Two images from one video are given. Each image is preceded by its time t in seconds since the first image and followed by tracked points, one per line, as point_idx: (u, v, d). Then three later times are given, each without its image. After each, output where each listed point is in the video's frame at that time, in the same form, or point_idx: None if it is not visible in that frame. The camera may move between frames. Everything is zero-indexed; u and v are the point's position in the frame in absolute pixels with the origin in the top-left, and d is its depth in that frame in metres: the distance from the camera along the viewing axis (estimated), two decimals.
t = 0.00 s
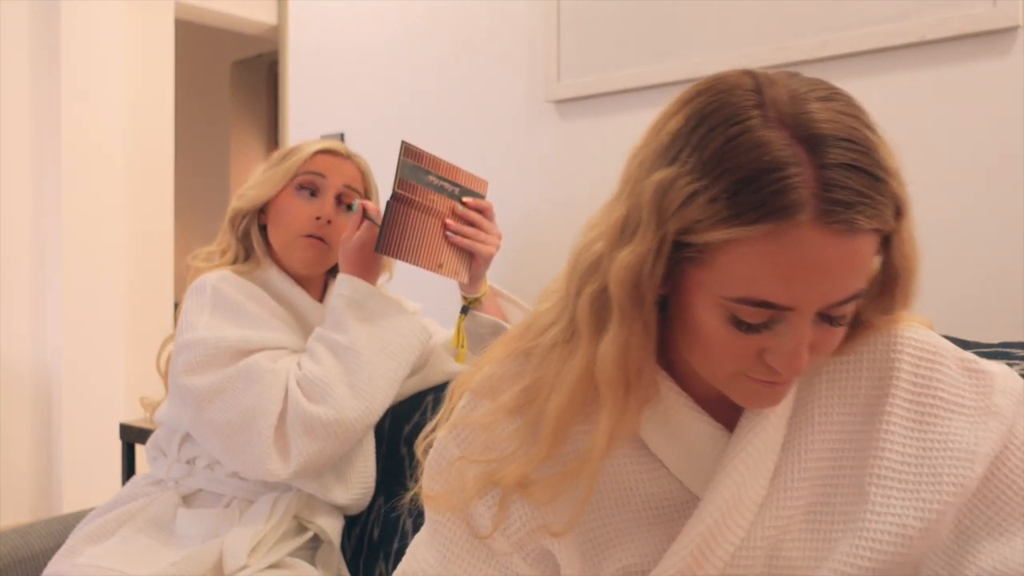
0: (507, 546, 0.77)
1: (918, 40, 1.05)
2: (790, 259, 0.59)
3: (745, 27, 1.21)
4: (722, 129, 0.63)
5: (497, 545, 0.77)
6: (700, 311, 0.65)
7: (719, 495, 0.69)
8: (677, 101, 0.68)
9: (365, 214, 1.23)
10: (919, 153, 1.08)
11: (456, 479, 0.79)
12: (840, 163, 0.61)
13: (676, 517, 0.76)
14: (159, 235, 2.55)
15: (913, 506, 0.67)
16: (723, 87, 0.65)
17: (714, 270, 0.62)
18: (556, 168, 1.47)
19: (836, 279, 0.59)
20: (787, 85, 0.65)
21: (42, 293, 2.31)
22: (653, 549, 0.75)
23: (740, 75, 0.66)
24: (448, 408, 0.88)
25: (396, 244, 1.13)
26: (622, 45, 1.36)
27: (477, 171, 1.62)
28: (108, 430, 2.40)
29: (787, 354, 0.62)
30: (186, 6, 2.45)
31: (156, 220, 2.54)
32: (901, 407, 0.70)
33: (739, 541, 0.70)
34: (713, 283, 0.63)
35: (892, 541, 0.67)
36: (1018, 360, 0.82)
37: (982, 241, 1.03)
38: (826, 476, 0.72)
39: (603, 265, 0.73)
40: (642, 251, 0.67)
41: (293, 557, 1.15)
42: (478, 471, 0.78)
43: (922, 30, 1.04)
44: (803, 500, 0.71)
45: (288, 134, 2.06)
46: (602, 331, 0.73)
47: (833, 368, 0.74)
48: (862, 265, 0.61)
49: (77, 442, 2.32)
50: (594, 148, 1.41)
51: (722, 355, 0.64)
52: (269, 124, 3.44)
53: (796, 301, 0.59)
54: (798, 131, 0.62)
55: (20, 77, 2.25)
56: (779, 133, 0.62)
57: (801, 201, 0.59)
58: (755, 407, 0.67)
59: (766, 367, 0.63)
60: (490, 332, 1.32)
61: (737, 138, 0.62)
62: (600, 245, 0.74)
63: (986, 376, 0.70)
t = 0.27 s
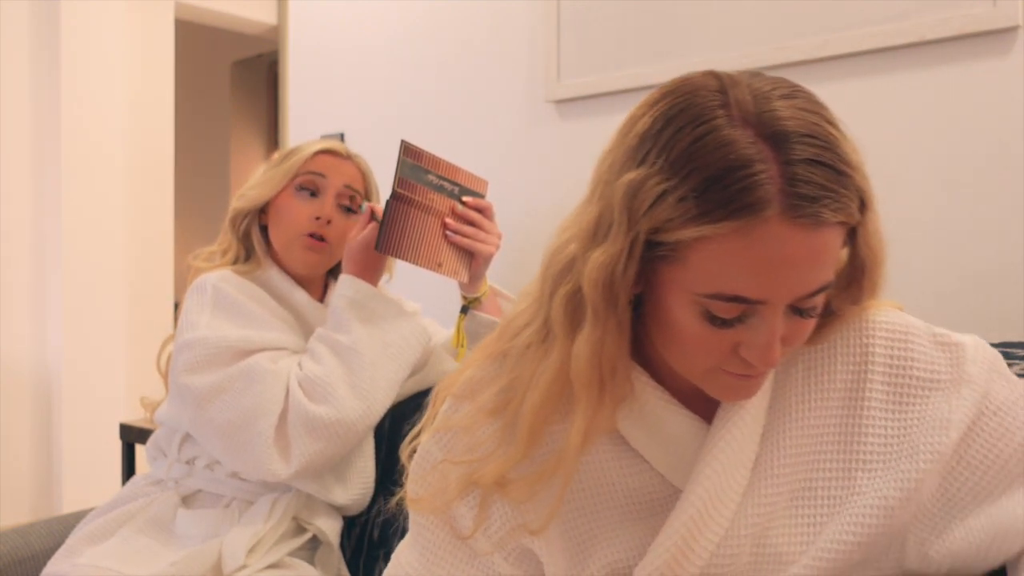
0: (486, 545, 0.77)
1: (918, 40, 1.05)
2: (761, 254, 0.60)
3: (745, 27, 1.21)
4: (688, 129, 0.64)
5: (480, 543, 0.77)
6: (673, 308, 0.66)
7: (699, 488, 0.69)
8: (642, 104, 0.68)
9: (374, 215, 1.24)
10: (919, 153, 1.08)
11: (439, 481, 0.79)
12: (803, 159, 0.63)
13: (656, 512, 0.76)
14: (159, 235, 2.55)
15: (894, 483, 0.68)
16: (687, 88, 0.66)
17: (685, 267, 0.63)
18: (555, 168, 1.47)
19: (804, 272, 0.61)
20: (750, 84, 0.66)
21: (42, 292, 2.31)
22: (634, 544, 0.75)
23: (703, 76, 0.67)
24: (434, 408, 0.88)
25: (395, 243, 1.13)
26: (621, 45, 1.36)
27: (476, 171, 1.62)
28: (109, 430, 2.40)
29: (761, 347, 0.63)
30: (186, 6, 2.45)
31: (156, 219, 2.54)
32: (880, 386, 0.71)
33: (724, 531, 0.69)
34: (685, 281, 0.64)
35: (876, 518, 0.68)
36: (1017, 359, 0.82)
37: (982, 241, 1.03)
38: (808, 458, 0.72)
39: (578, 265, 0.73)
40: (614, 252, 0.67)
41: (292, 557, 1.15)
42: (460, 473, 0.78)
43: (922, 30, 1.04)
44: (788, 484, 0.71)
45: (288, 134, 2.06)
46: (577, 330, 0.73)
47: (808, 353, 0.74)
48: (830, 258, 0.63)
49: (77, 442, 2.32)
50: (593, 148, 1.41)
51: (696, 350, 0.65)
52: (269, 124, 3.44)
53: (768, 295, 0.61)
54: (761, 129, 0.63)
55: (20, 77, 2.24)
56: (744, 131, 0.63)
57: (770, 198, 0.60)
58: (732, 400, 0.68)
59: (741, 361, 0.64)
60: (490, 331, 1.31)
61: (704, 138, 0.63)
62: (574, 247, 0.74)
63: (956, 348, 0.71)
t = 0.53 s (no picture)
0: (481, 540, 0.78)
1: (918, 40, 1.05)
2: (735, 240, 0.62)
3: (746, 27, 1.21)
4: (659, 124, 0.66)
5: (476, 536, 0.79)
6: (654, 298, 0.67)
7: (688, 483, 0.70)
8: (615, 102, 0.70)
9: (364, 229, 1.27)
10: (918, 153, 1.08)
11: (432, 480, 0.81)
12: (772, 146, 0.64)
13: (646, 502, 0.76)
14: (159, 235, 2.55)
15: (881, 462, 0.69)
16: (657, 83, 0.68)
17: (663, 256, 0.65)
18: (556, 168, 1.47)
19: (780, 256, 0.62)
20: (717, 77, 0.68)
21: (42, 292, 2.31)
22: (625, 541, 0.75)
23: (672, 71, 0.68)
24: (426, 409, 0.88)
25: (397, 240, 1.12)
26: (621, 45, 1.36)
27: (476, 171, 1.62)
28: (109, 430, 2.40)
29: (742, 332, 0.64)
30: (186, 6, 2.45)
31: (156, 219, 2.54)
32: (863, 371, 0.72)
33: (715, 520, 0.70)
34: (664, 270, 0.65)
35: (865, 498, 0.68)
36: (1017, 359, 0.82)
37: (981, 241, 1.03)
38: (797, 445, 0.72)
39: (558, 261, 0.75)
40: (594, 245, 0.69)
41: (292, 557, 1.16)
42: (453, 471, 0.79)
43: (922, 30, 1.04)
44: (778, 470, 0.72)
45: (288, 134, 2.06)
46: (560, 323, 0.75)
47: (791, 342, 0.76)
48: (803, 242, 0.64)
49: (77, 441, 2.32)
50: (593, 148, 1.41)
51: (678, 338, 0.67)
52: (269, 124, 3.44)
53: (744, 279, 0.62)
54: (730, 119, 0.65)
55: (19, 77, 2.24)
56: (713, 122, 0.64)
57: (741, 184, 0.62)
58: (716, 388, 0.69)
59: (722, 347, 0.66)
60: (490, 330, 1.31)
61: (673, 130, 0.65)
62: (555, 244, 0.76)
63: (935, 330, 0.72)
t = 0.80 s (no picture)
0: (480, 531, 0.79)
1: (918, 41, 1.04)
2: (725, 226, 0.63)
3: (745, 27, 1.20)
4: (649, 118, 0.67)
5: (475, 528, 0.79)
6: (648, 287, 0.68)
7: (683, 471, 0.70)
8: (605, 101, 0.72)
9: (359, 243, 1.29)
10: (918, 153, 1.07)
11: (434, 475, 0.81)
12: (758, 137, 0.66)
13: (644, 490, 0.76)
14: (160, 234, 2.55)
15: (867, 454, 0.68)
16: (644, 81, 0.70)
17: (656, 245, 0.66)
18: (555, 168, 1.47)
19: (768, 242, 0.64)
20: (704, 74, 0.70)
21: (42, 292, 2.31)
22: (625, 529, 0.75)
23: (659, 69, 0.70)
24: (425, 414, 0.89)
25: (394, 243, 1.12)
26: (621, 45, 1.35)
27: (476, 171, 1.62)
28: (109, 430, 2.40)
29: (734, 318, 0.65)
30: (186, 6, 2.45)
31: (156, 219, 2.54)
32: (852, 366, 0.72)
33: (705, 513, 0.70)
34: (657, 259, 0.67)
35: (850, 490, 0.68)
36: (1018, 359, 0.82)
37: (981, 242, 1.02)
38: (786, 439, 0.73)
39: (555, 255, 0.76)
40: (589, 236, 0.70)
41: (292, 557, 1.15)
42: (455, 464, 0.79)
43: (922, 30, 1.04)
44: (767, 463, 0.72)
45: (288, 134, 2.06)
46: (557, 316, 0.75)
47: (782, 339, 0.77)
48: (789, 228, 0.65)
49: (77, 441, 2.32)
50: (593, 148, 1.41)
51: (673, 326, 0.68)
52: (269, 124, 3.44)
53: (736, 264, 0.63)
54: (717, 111, 0.67)
55: (20, 76, 2.24)
56: (701, 115, 0.66)
57: (730, 173, 0.63)
58: (709, 376, 0.70)
59: (715, 333, 0.67)
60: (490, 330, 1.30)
61: (663, 123, 0.66)
62: (550, 239, 0.77)
63: (923, 328, 0.72)
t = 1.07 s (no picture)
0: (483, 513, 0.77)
1: (918, 40, 1.04)
2: (718, 215, 0.63)
3: (746, 26, 1.21)
4: (646, 112, 0.68)
5: (475, 513, 0.77)
6: (644, 276, 0.68)
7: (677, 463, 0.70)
8: (605, 97, 0.73)
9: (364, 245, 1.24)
10: (918, 153, 1.07)
11: (437, 458, 0.80)
12: (752, 130, 0.67)
13: (645, 476, 0.76)
14: (160, 234, 2.55)
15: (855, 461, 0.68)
16: (642, 77, 0.71)
17: (652, 234, 0.67)
18: (556, 167, 1.47)
19: (761, 231, 0.64)
20: (699, 71, 0.71)
21: (42, 292, 2.31)
22: (625, 514, 0.75)
23: (657, 67, 0.71)
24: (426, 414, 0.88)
25: (397, 242, 1.13)
26: (621, 44, 1.35)
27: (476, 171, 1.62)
28: (109, 430, 2.40)
29: (729, 307, 0.65)
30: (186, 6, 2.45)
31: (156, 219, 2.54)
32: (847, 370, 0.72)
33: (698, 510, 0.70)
34: (653, 248, 0.67)
35: (838, 497, 0.67)
36: (1017, 360, 0.82)
37: (981, 241, 1.02)
38: (779, 440, 0.73)
39: (556, 247, 0.76)
40: (588, 227, 0.71)
41: (293, 558, 1.16)
42: (458, 449, 0.79)
43: (922, 30, 1.04)
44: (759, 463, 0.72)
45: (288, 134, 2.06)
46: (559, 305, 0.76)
47: (777, 346, 0.77)
48: (783, 220, 0.65)
49: (77, 442, 2.32)
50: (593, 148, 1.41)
51: (669, 315, 0.67)
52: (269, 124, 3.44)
53: (728, 253, 0.63)
54: (711, 106, 0.67)
55: (20, 76, 2.24)
56: (696, 108, 0.67)
57: (722, 163, 0.64)
58: (705, 366, 0.69)
59: (710, 322, 0.66)
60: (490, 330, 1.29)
61: (659, 116, 0.67)
62: (551, 233, 0.77)
63: (918, 343, 0.72)
